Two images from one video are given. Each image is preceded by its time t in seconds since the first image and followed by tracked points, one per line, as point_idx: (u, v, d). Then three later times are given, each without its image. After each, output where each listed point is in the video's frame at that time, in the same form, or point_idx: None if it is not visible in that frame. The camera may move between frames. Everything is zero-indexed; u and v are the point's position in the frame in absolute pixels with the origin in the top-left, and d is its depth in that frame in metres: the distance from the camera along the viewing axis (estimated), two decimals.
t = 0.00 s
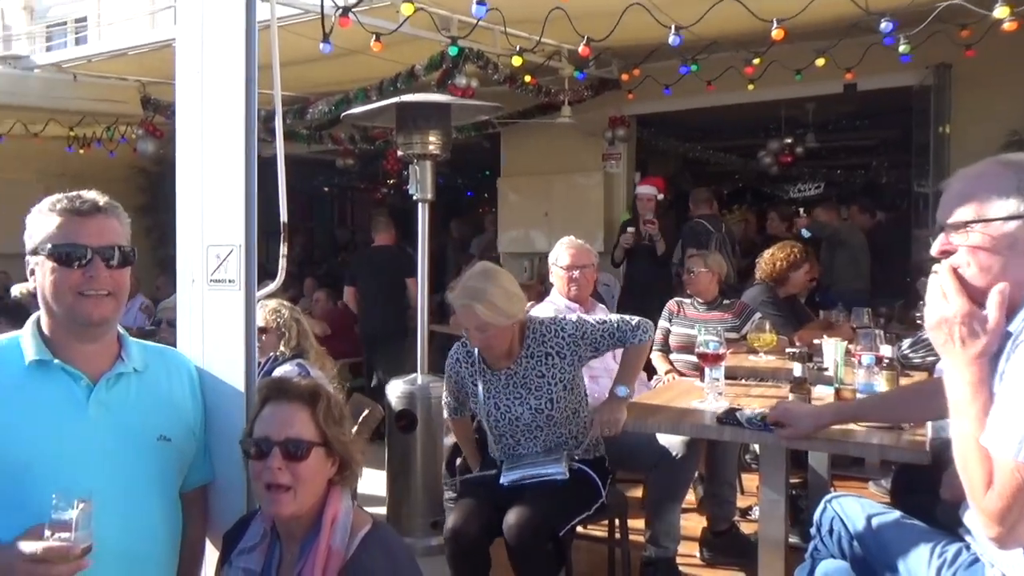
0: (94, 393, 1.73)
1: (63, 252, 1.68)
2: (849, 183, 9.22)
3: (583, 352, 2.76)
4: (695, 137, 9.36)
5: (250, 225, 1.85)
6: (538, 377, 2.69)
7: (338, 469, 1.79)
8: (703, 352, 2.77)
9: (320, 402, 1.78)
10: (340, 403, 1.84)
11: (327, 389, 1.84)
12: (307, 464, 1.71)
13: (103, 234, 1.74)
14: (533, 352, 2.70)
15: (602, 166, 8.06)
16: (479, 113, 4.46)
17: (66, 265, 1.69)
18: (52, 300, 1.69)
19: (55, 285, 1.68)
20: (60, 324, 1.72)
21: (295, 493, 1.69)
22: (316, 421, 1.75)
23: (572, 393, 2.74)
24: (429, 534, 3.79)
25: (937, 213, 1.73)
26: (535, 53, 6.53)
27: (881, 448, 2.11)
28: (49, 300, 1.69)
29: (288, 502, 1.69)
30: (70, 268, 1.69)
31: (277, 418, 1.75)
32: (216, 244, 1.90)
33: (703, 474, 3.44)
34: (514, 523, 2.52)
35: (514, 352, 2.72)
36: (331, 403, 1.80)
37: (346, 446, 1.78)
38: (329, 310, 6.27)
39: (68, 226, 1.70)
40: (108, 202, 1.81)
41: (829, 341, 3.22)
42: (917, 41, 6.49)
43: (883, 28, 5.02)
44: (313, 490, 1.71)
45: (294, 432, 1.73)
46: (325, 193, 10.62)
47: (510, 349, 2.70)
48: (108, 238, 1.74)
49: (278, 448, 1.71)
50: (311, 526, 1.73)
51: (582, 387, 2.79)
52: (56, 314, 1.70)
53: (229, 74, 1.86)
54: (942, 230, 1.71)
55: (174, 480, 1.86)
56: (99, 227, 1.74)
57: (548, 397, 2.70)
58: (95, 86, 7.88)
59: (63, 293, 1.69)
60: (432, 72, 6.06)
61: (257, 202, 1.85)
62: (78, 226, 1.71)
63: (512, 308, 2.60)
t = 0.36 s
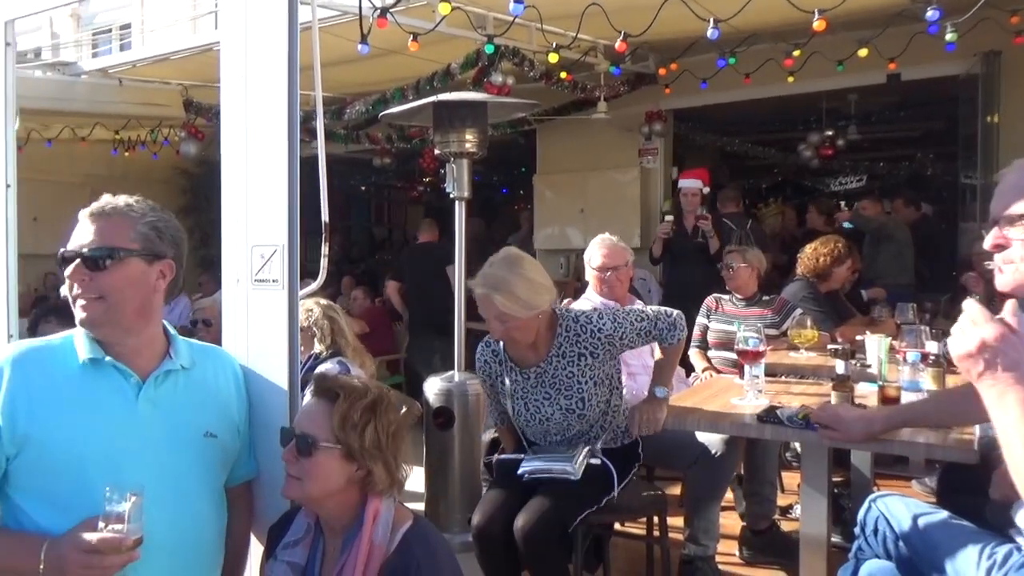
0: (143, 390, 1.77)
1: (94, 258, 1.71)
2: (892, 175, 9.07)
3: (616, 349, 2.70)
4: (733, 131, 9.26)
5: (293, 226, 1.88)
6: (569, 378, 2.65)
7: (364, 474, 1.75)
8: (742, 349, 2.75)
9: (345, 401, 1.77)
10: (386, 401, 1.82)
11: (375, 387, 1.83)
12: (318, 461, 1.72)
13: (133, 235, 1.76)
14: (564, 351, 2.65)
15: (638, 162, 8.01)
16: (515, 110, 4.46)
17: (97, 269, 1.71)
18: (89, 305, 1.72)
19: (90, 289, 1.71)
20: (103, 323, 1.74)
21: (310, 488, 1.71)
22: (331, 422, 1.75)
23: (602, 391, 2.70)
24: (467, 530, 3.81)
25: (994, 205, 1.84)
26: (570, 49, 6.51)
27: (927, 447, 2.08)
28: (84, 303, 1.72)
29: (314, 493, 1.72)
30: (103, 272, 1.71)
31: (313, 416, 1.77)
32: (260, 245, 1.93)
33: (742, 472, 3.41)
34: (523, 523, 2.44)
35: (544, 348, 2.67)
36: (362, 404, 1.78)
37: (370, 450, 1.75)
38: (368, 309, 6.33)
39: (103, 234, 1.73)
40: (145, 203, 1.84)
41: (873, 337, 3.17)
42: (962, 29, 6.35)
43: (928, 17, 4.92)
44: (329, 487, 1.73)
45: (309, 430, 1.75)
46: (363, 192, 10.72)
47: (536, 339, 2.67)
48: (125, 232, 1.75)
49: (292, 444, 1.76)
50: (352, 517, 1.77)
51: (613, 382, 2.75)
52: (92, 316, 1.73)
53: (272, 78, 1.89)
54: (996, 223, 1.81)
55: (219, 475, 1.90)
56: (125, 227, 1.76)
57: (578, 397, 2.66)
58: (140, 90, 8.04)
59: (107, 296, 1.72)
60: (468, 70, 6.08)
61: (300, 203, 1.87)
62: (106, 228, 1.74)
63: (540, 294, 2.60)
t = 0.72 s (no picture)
0: (130, 387, 1.76)
1: (68, 262, 1.69)
2: (883, 166, 9.09)
3: (595, 305, 2.58)
4: (725, 124, 9.27)
5: (282, 221, 1.87)
6: (540, 326, 2.56)
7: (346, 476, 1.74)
8: (733, 338, 2.76)
9: (329, 398, 1.76)
10: (375, 398, 1.80)
11: (366, 384, 1.81)
12: (305, 463, 1.72)
13: (103, 236, 1.74)
14: (539, 299, 2.55)
15: (631, 156, 8.02)
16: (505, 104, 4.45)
17: (67, 275, 1.70)
18: (66, 310, 1.72)
19: (64, 296, 1.71)
20: (83, 325, 1.74)
21: (294, 484, 1.72)
22: (318, 421, 1.74)
23: (574, 345, 2.60)
24: (461, 525, 3.82)
25: (986, 188, 1.81)
26: (561, 43, 6.51)
27: (918, 434, 2.09)
28: (61, 308, 1.71)
29: (302, 489, 1.72)
30: (76, 275, 1.70)
31: (301, 412, 1.77)
32: (248, 240, 1.92)
33: (735, 463, 3.42)
34: (514, 513, 2.43)
35: (518, 292, 2.58)
36: (347, 402, 1.76)
37: (352, 450, 1.73)
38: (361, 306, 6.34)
39: (75, 238, 1.72)
40: (123, 200, 1.82)
41: (863, 327, 3.18)
42: (952, 20, 6.37)
43: (917, 7, 4.93)
44: (320, 488, 1.72)
45: (298, 430, 1.75)
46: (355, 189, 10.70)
47: (504, 275, 2.55)
48: (93, 234, 1.73)
49: (281, 444, 1.75)
50: (341, 514, 1.76)
51: (592, 338, 2.64)
52: (68, 321, 1.73)
53: (259, 72, 1.89)
54: (992, 206, 1.78)
55: (208, 471, 1.89)
56: (94, 229, 1.74)
57: (548, 346, 2.58)
58: (130, 89, 8.01)
59: (82, 300, 1.71)
60: (459, 65, 6.08)
61: (288, 197, 1.87)
62: (76, 232, 1.73)
63: (505, 226, 2.50)
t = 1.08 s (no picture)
0: (70, 391, 1.74)
1: (6, 263, 1.65)
2: (834, 160, 9.26)
3: (514, 259, 2.41)
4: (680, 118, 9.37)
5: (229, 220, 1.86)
6: (459, 278, 2.42)
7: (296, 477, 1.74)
8: (686, 333, 2.80)
9: (275, 398, 1.75)
10: (323, 397, 1.79)
11: (314, 384, 1.80)
12: (253, 465, 1.72)
13: (43, 237, 1.70)
14: (458, 251, 2.41)
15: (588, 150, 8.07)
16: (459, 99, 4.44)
17: (6, 276, 1.66)
18: (7, 312, 1.68)
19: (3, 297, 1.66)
20: (24, 327, 1.71)
21: (241, 485, 1.72)
22: (265, 422, 1.73)
23: (496, 301, 2.42)
24: (419, 520, 3.83)
25: (917, 187, 1.80)
26: (516, 38, 6.52)
27: (859, 424, 2.14)
28: None
29: (252, 492, 1.72)
30: (15, 277, 1.66)
31: (248, 414, 1.76)
32: (194, 240, 1.91)
33: (687, 454, 3.47)
34: (464, 509, 2.41)
35: (440, 246, 2.46)
36: (294, 403, 1.75)
37: (299, 451, 1.73)
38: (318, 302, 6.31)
39: (13, 239, 1.68)
40: (64, 200, 1.78)
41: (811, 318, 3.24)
42: (897, 16, 6.50)
43: (863, 4, 5.02)
44: (270, 489, 1.72)
45: (246, 432, 1.74)
46: (312, 184, 10.60)
47: (423, 228, 2.45)
48: (33, 235, 1.69)
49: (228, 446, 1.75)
50: (291, 515, 1.76)
51: (519, 299, 2.46)
52: (8, 324, 1.69)
53: (204, 70, 1.87)
54: (920, 205, 1.78)
55: (154, 474, 1.88)
56: (33, 230, 1.70)
57: (467, 298, 2.42)
58: (78, 83, 7.85)
59: (22, 302, 1.68)
60: (414, 59, 6.07)
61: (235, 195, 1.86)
62: (14, 233, 1.68)
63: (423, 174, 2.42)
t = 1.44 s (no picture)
0: (27, 387, 1.72)
1: None
2: (799, 156, 9.36)
3: (437, 231, 2.32)
4: (648, 115, 9.42)
5: (192, 213, 1.82)
6: (398, 237, 2.40)
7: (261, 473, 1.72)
8: (652, 326, 2.81)
9: (238, 393, 1.73)
10: (287, 392, 1.77)
11: (278, 379, 1.78)
12: (216, 461, 1.70)
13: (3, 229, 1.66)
14: (400, 211, 2.39)
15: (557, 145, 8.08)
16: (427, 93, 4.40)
17: None
18: None
19: None
20: None
21: (204, 482, 1.70)
22: (227, 419, 1.72)
23: (418, 268, 2.38)
24: (388, 516, 3.81)
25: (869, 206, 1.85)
26: (485, 32, 6.51)
27: (823, 416, 2.16)
28: None
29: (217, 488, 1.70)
30: None
31: (210, 409, 1.74)
32: (157, 233, 1.86)
33: (655, 447, 3.49)
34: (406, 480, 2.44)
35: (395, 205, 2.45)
36: (257, 397, 1.73)
37: (262, 446, 1.71)
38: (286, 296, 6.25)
39: None
40: (21, 190, 1.74)
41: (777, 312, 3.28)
42: (860, 15, 6.59)
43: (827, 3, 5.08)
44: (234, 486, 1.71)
45: (208, 427, 1.73)
46: (279, 178, 10.50)
47: (383, 185, 2.43)
48: None
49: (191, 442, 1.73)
50: (256, 512, 1.74)
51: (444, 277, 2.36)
52: None
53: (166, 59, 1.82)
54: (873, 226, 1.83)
55: (115, 471, 1.84)
56: None
57: (399, 259, 2.40)
58: (37, 73, 7.69)
59: None
60: (383, 52, 6.04)
61: (199, 187, 1.81)
62: None
63: (391, 136, 2.39)
